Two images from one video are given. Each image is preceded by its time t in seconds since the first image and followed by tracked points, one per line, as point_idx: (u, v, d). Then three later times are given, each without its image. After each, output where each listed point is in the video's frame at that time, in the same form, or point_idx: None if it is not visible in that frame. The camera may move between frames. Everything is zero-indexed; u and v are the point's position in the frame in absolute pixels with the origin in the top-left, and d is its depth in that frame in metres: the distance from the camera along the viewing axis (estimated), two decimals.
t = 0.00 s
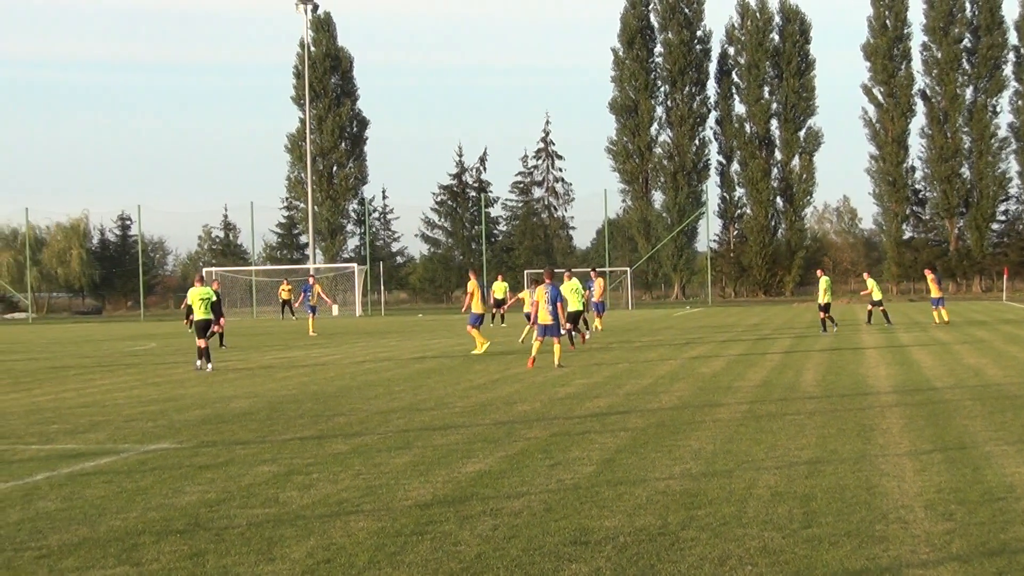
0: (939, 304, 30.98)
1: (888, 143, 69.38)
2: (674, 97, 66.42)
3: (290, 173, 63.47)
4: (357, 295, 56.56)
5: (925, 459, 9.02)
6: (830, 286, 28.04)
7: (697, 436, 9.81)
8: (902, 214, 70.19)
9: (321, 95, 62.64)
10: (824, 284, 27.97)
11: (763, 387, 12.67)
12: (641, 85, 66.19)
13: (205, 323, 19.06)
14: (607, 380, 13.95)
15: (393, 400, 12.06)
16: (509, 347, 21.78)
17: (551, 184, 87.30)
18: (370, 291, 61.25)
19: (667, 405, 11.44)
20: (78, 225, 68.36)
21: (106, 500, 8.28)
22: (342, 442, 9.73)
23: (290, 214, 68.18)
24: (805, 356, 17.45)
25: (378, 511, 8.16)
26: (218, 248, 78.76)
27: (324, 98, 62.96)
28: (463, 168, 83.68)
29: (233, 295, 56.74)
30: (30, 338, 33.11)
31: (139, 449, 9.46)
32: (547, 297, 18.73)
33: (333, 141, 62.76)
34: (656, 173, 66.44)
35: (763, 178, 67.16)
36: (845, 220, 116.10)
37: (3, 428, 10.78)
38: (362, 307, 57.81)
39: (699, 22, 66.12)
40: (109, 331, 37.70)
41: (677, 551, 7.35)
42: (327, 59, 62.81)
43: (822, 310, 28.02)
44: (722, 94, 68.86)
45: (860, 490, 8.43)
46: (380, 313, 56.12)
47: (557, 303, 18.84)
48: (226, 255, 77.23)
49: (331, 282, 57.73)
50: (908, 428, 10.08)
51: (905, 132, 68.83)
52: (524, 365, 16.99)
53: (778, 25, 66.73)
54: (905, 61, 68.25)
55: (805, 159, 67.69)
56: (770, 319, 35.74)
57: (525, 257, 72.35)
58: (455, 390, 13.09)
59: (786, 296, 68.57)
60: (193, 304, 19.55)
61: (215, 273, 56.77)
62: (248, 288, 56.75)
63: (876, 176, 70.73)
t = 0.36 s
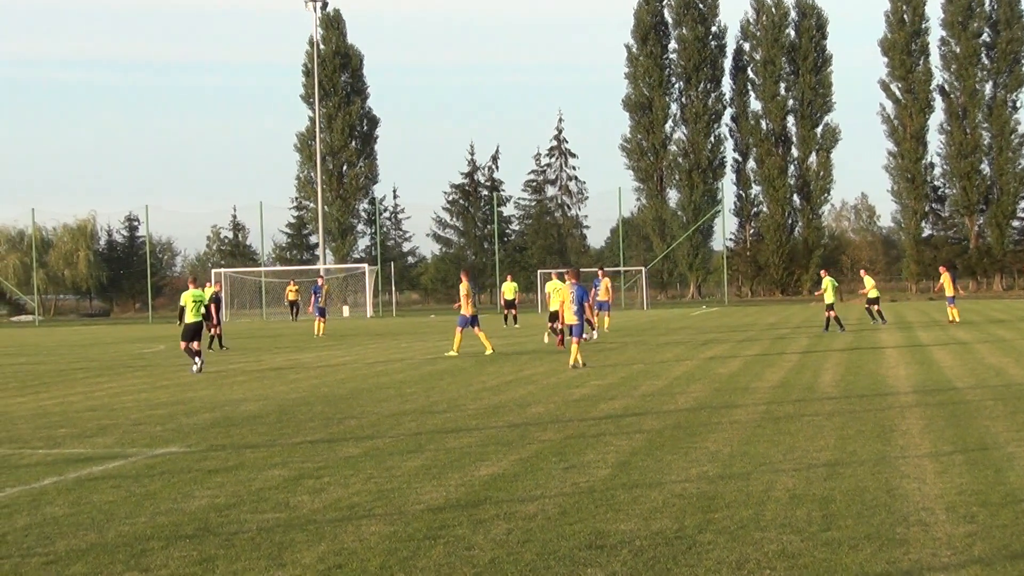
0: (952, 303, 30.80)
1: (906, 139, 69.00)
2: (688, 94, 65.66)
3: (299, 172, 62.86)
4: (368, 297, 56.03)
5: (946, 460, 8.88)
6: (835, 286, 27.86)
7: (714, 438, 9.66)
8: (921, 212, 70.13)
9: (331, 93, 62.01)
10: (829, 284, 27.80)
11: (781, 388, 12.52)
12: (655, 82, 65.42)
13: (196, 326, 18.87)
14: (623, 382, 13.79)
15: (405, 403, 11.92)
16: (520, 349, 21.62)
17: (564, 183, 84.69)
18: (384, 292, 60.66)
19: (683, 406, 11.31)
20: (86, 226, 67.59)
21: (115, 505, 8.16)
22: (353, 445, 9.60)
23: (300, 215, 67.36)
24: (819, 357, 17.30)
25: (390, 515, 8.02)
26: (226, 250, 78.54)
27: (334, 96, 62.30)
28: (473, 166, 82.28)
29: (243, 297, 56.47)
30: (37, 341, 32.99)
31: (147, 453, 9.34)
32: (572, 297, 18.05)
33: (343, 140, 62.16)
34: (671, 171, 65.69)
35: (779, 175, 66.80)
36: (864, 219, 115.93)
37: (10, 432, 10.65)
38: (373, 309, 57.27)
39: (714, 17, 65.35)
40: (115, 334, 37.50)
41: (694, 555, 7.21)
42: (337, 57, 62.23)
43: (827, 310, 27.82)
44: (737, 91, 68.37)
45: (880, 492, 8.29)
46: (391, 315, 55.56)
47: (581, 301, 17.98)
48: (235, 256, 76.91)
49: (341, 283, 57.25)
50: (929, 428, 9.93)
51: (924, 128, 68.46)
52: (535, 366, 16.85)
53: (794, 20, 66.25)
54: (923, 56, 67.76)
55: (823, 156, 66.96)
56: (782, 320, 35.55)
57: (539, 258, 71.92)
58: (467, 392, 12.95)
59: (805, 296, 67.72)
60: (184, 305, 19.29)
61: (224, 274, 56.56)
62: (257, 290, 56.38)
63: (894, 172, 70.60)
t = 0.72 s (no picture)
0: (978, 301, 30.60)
1: (938, 135, 68.05)
2: (715, 89, 64.42)
3: (319, 170, 61.80)
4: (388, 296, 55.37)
5: (979, 463, 8.71)
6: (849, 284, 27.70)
7: (743, 440, 9.50)
8: (953, 209, 68.53)
9: (351, 89, 61.03)
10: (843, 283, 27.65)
11: (809, 389, 12.35)
12: (682, 77, 64.49)
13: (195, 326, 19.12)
14: (649, 383, 13.63)
15: (427, 405, 11.78)
16: (539, 349, 21.43)
17: (589, 180, 82.48)
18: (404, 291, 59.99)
19: (711, 408, 11.15)
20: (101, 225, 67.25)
21: (133, 509, 8.02)
22: (374, 447, 9.47)
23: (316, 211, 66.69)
24: (842, 357, 17.13)
25: (411, 519, 7.87)
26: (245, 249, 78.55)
27: (354, 92, 61.29)
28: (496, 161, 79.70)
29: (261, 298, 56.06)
30: (53, 343, 32.93)
31: (165, 456, 9.22)
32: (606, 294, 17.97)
33: (363, 137, 61.03)
34: (698, 168, 64.62)
35: (809, 173, 65.34)
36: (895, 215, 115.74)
37: (28, 434, 10.53)
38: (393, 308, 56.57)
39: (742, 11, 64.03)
40: (129, 335, 37.34)
41: (722, 559, 7.04)
42: (357, 53, 61.16)
43: (841, 309, 27.65)
44: (765, 86, 67.32)
45: (912, 495, 8.11)
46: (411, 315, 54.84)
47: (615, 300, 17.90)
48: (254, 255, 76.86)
49: (361, 283, 56.64)
50: (963, 430, 9.75)
51: (956, 124, 67.60)
52: (556, 367, 16.72)
53: (824, 13, 64.66)
54: (956, 50, 67.22)
55: (853, 152, 65.55)
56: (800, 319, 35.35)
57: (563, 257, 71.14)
58: (491, 393, 12.80)
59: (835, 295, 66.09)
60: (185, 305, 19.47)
61: (241, 274, 56.24)
62: (275, 289, 55.94)
63: (926, 169, 69.32)
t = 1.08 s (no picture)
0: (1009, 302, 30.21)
1: (976, 130, 64.72)
2: (745, 83, 62.28)
3: (336, 166, 59.75)
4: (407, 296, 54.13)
5: (1019, 471, 8.40)
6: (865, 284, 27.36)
7: (773, 446, 9.22)
8: (993, 208, 65.25)
9: (369, 83, 58.93)
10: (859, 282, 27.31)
11: (841, 393, 12.05)
12: (711, 70, 62.31)
13: (192, 325, 18.81)
14: (676, 386, 13.36)
15: (447, 409, 11.51)
16: (558, 351, 21.13)
17: (614, 176, 80.94)
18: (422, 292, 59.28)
19: (740, 412, 10.86)
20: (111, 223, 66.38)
21: (143, 517, 7.76)
22: (393, 453, 9.20)
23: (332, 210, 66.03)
24: (866, 361, 16.84)
25: (430, 527, 7.58)
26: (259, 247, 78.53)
27: (372, 86, 59.14)
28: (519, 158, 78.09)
29: (277, 297, 54.94)
30: (62, 344, 32.66)
31: (177, 462, 8.97)
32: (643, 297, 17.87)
33: (381, 132, 58.90)
34: (727, 164, 62.56)
35: (842, 169, 62.73)
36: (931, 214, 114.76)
37: (37, 439, 10.27)
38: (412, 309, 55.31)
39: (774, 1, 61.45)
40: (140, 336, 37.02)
41: (754, 570, 6.73)
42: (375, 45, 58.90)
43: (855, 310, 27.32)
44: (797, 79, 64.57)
45: (949, 504, 7.81)
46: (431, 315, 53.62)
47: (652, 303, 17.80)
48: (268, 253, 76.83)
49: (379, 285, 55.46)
50: (1003, 437, 9.43)
51: (995, 118, 64.30)
52: (581, 370, 16.40)
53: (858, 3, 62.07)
54: (995, 42, 63.91)
55: (888, 148, 62.91)
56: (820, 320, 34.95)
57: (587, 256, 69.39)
58: (513, 398, 12.52)
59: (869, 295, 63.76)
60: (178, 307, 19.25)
61: (257, 273, 55.15)
62: (292, 289, 54.90)
63: (961, 165, 66.06)
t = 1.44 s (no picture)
0: None
1: (1006, 127, 64.23)
2: (770, 79, 61.63)
3: (352, 165, 58.64)
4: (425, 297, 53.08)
5: None
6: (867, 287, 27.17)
7: (797, 449, 9.05)
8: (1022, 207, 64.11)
9: (386, 79, 57.66)
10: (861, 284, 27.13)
11: (867, 397, 11.86)
12: (734, 66, 61.34)
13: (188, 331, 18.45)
14: (697, 389, 13.19)
15: (464, 412, 11.34)
16: (574, 353, 20.92)
17: (636, 175, 80.17)
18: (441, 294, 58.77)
19: (764, 415, 10.68)
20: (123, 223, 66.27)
21: (153, 523, 7.58)
22: (408, 457, 9.04)
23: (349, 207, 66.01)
24: (888, 364, 16.63)
25: (447, 533, 7.40)
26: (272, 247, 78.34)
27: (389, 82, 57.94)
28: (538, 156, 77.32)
29: (290, 297, 54.40)
30: (73, 346, 32.55)
31: (188, 466, 8.81)
32: (676, 295, 17.52)
33: (398, 130, 57.80)
34: (751, 162, 61.78)
35: (869, 167, 62.22)
36: (961, 214, 113.97)
37: (45, 443, 10.11)
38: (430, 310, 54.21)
39: None
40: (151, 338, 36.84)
41: None
42: (392, 40, 57.72)
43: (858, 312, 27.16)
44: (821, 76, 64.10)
45: (978, 509, 7.60)
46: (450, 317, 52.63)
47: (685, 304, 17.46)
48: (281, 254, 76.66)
49: (396, 284, 54.60)
50: None
51: None
52: (601, 372, 16.22)
53: None
54: None
55: (915, 145, 62.50)
56: (838, 322, 34.62)
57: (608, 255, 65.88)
58: (532, 401, 12.35)
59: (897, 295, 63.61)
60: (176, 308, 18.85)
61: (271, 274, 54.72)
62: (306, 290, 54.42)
63: (991, 163, 65.54)
